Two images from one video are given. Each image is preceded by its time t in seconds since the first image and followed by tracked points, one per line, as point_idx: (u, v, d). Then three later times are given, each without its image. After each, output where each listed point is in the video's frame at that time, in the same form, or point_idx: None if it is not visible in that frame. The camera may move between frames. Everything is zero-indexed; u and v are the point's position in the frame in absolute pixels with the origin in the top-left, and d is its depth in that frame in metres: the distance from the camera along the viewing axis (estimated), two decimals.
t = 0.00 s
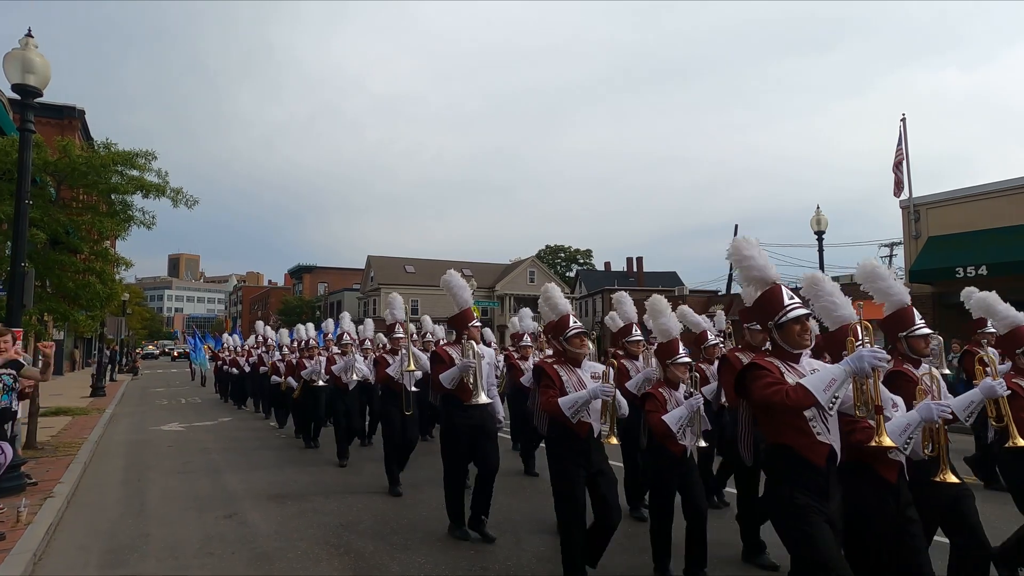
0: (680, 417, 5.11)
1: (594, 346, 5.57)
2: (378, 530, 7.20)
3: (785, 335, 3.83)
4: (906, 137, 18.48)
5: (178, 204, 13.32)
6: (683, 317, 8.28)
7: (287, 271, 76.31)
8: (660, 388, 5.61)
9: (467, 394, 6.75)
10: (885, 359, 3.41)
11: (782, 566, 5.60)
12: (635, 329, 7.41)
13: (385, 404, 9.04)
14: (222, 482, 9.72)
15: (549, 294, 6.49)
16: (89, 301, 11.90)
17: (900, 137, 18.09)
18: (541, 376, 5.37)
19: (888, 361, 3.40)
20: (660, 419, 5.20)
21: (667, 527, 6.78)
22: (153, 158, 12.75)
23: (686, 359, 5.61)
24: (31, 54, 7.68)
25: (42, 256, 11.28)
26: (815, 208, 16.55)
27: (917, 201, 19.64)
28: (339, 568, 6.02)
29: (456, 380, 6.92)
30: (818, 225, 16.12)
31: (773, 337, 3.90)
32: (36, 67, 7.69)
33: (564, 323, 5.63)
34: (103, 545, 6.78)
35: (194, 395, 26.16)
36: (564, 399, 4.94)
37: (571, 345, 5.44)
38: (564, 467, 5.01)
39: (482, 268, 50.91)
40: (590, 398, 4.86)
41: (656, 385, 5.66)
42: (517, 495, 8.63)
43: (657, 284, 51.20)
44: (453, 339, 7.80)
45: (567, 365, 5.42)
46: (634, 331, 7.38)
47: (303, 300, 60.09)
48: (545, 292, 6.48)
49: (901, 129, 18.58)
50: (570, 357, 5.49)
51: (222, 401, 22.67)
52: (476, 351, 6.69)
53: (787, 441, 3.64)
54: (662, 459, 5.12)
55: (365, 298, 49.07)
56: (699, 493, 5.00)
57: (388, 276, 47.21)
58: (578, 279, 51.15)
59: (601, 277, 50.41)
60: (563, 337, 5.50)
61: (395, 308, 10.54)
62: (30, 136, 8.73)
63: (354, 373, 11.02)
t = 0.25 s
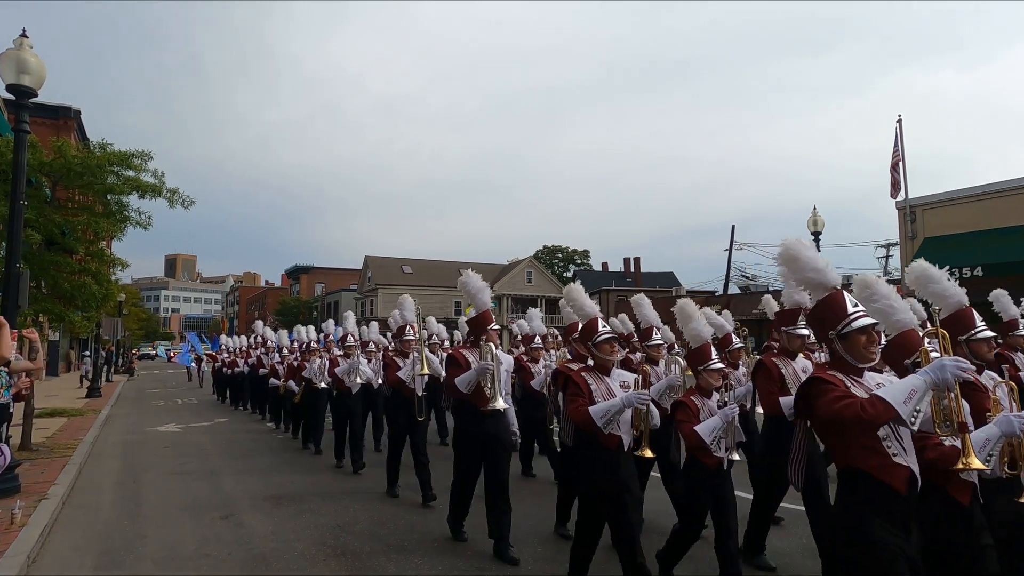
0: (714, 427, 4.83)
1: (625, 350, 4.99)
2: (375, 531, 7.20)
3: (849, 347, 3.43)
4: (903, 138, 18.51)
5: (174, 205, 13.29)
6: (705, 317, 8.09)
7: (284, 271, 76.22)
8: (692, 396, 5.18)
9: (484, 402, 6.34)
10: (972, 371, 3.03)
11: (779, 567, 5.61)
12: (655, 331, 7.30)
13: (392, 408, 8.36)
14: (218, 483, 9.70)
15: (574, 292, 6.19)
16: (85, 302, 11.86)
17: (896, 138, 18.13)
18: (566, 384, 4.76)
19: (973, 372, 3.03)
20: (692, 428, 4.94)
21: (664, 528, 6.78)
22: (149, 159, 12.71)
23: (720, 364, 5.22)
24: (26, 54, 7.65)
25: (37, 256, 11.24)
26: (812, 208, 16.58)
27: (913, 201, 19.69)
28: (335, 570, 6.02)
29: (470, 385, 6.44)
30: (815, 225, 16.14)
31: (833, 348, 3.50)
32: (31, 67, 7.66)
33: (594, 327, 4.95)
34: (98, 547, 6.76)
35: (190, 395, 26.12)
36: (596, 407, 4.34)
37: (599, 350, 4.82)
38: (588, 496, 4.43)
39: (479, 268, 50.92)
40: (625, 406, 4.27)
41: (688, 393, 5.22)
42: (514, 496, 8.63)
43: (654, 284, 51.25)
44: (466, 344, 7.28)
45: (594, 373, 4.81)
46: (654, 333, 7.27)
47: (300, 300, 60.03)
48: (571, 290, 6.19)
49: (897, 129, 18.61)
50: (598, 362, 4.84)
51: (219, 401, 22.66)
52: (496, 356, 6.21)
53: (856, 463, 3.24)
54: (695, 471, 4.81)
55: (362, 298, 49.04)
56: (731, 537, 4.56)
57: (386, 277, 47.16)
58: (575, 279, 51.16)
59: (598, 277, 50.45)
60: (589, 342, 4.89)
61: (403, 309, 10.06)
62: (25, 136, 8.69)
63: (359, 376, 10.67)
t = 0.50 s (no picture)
0: (747, 429, 4.79)
1: (660, 349, 4.90)
2: (375, 531, 7.21)
3: (936, 338, 3.25)
4: (903, 138, 18.51)
5: (174, 205, 13.29)
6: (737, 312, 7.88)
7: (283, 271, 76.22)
8: (726, 397, 5.16)
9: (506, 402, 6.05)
10: None
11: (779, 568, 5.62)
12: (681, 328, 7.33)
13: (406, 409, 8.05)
14: (218, 483, 9.70)
15: (607, 288, 6.07)
16: (85, 302, 11.86)
17: (897, 139, 18.13)
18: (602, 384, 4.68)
19: None
20: (724, 430, 4.89)
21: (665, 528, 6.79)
22: (149, 159, 12.71)
23: (757, 363, 5.13)
24: (26, 54, 7.65)
25: (37, 256, 11.24)
26: (812, 209, 16.59)
27: (913, 202, 19.69)
28: (336, 570, 6.03)
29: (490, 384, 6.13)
30: (815, 226, 16.14)
31: (915, 339, 3.34)
32: (31, 67, 7.66)
33: (627, 322, 4.95)
34: (98, 547, 6.76)
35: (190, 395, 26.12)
36: (631, 410, 4.29)
37: (635, 346, 4.74)
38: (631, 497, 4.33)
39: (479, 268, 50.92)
40: (663, 409, 4.21)
41: (723, 393, 5.23)
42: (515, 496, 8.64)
43: (654, 284, 51.25)
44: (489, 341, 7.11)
45: (630, 371, 4.72)
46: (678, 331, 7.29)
47: (300, 300, 60.02)
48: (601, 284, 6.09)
49: (898, 130, 18.61)
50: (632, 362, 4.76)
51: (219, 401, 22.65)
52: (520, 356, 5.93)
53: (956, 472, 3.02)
54: (727, 473, 4.79)
55: (362, 299, 49.03)
56: (751, 524, 4.55)
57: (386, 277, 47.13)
58: (575, 280, 51.15)
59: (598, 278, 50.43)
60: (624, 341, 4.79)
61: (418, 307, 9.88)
62: (25, 136, 8.69)
63: (367, 377, 10.59)
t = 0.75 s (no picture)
0: (794, 441, 4.28)
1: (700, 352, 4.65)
2: (376, 530, 7.19)
3: None
4: (903, 137, 18.51)
5: (174, 203, 13.28)
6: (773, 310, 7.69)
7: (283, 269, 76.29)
8: (768, 404, 4.60)
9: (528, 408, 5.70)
10: None
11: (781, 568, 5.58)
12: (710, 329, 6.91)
13: (418, 414, 7.86)
14: (218, 482, 9.68)
15: (637, 285, 5.83)
16: (85, 300, 11.85)
17: (897, 137, 18.13)
18: (636, 391, 4.45)
19: None
20: (769, 442, 4.36)
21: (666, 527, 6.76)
22: (149, 157, 12.70)
23: (800, 367, 4.52)
24: (25, 52, 7.65)
25: (37, 254, 11.24)
26: (812, 208, 16.58)
27: (913, 200, 19.68)
28: (336, 568, 6.02)
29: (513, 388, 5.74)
30: (815, 225, 16.13)
31: None
32: (31, 65, 7.66)
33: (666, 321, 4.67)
34: (97, 545, 6.75)
35: (190, 394, 26.15)
36: (671, 420, 4.09)
37: (674, 350, 4.53)
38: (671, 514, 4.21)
39: (479, 267, 50.93)
40: (705, 419, 4.04)
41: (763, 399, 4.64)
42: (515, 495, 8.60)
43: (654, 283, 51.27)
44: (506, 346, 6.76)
45: (669, 378, 4.49)
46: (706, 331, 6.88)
47: (300, 299, 60.06)
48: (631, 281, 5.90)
49: (898, 128, 18.61)
50: (671, 368, 4.54)
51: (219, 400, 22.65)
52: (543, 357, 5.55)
53: None
54: (773, 486, 4.27)
55: (362, 297, 49.05)
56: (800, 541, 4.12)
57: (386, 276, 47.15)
58: (575, 278, 51.17)
59: (598, 276, 50.44)
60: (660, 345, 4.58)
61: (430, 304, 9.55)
62: (25, 134, 8.68)
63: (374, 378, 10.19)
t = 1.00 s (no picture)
0: (850, 440, 3.91)
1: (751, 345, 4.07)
2: (376, 528, 7.20)
3: None
4: (903, 135, 18.50)
5: (174, 201, 13.27)
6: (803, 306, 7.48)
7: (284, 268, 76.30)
8: (816, 400, 4.15)
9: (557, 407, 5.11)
10: None
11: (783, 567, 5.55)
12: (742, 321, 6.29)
13: (433, 413, 7.87)
14: (218, 480, 9.68)
15: (676, 271, 4.56)
16: (85, 299, 11.85)
17: (897, 135, 18.12)
18: (680, 390, 3.98)
19: None
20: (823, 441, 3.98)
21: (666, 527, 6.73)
22: (149, 156, 12.69)
23: (852, 361, 4.04)
24: (26, 50, 7.64)
25: (38, 253, 11.24)
26: (812, 206, 16.58)
27: (914, 199, 19.67)
28: (336, 566, 6.04)
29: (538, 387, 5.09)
30: (815, 223, 16.13)
31: None
32: (31, 63, 7.65)
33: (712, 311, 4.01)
34: (98, 543, 6.76)
35: (191, 392, 26.17)
36: (724, 422, 3.65)
37: (722, 343, 3.93)
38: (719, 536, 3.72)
39: (479, 265, 50.93)
40: (761, 422, 3.56)
41: (809, 394, 4.22)
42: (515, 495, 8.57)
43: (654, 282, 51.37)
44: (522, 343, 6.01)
45: (716, 375, 3.95)
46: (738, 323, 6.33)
47: (299, 298, 60.12)
48: (670, 267, 4.58)
49: (898, 127, 18.60)
50: (718, 363, 3.99)
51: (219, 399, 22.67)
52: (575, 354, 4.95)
53: None
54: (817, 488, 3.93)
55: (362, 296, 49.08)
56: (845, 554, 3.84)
57: (386, 274, 47.19)
58: (575, 277, 51.17)
59: (598, 275, 50.44)
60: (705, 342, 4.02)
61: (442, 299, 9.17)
62: (25, 132, 8.68)
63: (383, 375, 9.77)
